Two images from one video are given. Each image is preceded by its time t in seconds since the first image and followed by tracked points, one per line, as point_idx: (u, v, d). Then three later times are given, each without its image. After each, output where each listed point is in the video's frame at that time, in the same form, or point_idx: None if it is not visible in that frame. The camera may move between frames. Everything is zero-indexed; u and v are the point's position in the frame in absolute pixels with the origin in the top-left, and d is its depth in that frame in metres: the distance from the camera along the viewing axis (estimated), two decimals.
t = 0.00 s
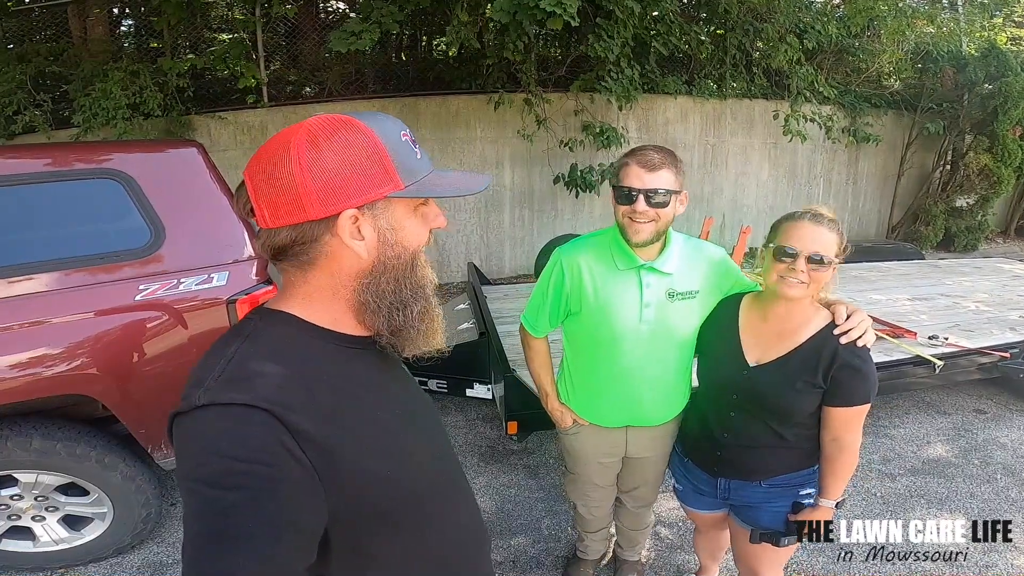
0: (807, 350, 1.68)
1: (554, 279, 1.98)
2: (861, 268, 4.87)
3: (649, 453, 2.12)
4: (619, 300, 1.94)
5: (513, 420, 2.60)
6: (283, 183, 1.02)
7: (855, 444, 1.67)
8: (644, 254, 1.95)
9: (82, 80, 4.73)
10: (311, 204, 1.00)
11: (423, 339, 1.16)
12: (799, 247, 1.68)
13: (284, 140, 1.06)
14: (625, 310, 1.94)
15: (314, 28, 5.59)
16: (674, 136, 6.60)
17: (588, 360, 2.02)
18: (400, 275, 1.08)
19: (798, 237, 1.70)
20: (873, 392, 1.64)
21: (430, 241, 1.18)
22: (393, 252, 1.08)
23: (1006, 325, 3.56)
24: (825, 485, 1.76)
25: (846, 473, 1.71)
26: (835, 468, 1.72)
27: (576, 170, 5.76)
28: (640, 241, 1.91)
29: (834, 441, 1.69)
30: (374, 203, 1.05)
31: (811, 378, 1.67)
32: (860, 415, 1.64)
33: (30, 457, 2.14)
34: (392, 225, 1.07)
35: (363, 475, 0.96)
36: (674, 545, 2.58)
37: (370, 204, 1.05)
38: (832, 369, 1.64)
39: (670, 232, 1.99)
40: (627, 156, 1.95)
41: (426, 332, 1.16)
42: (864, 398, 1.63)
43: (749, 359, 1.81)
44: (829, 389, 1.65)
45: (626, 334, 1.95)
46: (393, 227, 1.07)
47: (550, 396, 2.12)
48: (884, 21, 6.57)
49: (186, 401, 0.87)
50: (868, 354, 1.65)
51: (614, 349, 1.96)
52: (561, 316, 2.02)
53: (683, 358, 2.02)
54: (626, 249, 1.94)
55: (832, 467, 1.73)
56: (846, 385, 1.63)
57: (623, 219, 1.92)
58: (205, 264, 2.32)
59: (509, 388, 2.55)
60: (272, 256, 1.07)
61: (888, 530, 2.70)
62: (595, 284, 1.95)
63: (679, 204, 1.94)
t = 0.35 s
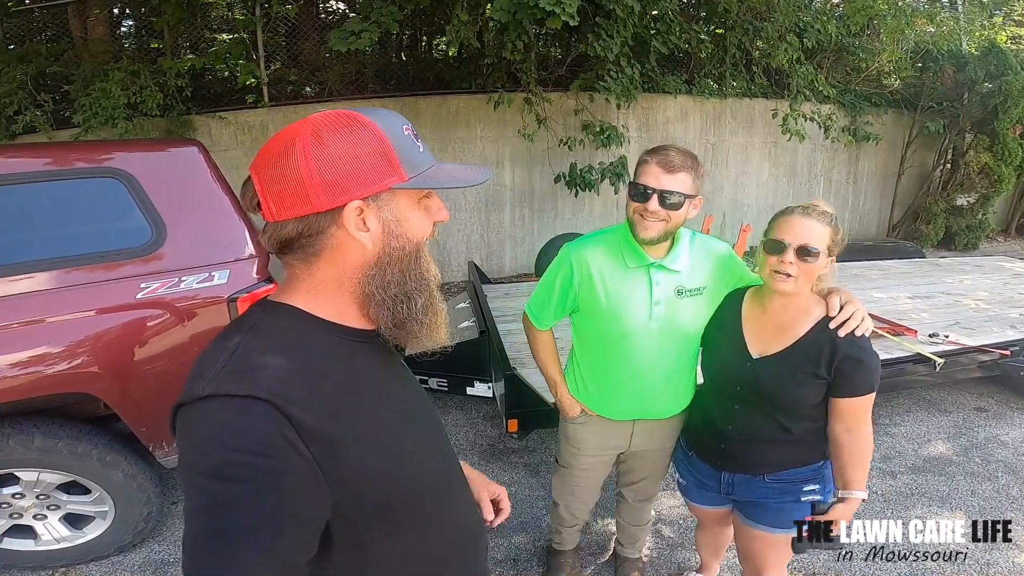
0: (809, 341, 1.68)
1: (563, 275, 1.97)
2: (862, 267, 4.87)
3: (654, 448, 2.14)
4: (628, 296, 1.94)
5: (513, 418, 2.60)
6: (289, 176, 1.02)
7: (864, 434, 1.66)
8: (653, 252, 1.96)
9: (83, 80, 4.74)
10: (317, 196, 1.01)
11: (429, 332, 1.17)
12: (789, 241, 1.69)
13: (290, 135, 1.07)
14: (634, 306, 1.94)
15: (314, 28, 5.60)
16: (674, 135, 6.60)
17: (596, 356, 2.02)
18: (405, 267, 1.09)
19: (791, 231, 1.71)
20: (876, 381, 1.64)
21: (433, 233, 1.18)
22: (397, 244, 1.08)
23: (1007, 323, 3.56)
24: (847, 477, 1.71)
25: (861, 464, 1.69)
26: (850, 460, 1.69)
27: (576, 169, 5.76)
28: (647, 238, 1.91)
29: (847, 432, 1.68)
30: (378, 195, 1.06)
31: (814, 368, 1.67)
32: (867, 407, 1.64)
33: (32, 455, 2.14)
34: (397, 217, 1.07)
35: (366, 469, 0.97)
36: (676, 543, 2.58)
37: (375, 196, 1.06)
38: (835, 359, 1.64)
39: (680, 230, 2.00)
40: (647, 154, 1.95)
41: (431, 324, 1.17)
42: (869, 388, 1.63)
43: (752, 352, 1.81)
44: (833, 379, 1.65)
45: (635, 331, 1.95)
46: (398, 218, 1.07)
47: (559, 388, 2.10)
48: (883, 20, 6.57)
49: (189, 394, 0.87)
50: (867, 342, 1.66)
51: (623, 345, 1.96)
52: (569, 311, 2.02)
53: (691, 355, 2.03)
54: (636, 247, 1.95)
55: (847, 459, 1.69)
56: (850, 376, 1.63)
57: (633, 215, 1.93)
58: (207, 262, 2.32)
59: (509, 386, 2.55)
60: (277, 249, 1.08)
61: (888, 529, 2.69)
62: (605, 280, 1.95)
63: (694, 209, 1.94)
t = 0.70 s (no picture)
0: (815, 339, 1.70)
1: (550, 271, 1.98)
2: (864, 266, 4.86)
3: (644, 445, 2.13)
4: (614, 292, 1.95)
5: (513, 418, 2.61)
6: (292, 172, 1.03)
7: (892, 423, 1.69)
8: (639, 248, 1.97)
9: (85, 80, 4.76)
10: (319, 192, 1.01)
11: (427, 331, 1.19)
12: (784, 240, 1.69)
13: (293, 133, 1.07)
14: (620, 302, 1.95)
15: (315, 28, 5.61)
16: (675, 134, 6.59)
17: (583, 352, 2.02)
18: (406, 264, 1.10)
19: (785, 229, 1.70)
20: (886, 377, 1.68)
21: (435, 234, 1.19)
22: (398, 243, 1.09)
23: (1009, 323, 3.55)
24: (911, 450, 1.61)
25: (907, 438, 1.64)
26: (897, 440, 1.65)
27: (577, 169, 5.76)
28: (633, 233, 1.92)
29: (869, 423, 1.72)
30: (382, 192, 1.06)
31: (824, 367, 1.70)
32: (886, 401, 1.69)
33: (34, 455, 2.15)
34: (399, 215, 1.08)
35: (364, 468, 0.97)
36: (676, 543, 2.58)
37: (377, 193, 1.06)
38: (845, 356, 1.67)
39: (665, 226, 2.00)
40: (631, 152, 1.98)
41: (430, 323, 1.18)
42: (883, 384, 1.66)
43: (757, 351, 1.80)
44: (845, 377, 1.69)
45: (620, 326, 1.95)
46: (400, 216, 1.08)
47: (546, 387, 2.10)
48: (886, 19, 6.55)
49: (187, 393, 0.87)
50: (870, 335, 1.68)
51: (609, 341, 1.97)
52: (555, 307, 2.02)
53: (678, 352, 2.02)
54: (621, 243, 1.95)
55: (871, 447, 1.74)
56: (859, 370, 1.67)
57: (620, 210, 1.94)
58: (208, 262, 2.33)
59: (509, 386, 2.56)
60: (279, 248, 1.08)
61: (888, 528, 2.69)
62: (590, 276, 1.95)
63: (677, 203, 1.97)
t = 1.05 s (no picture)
0: (811, 337, 1.70)
1: (551, 268, 1.98)
2: (865, 266, 4.85)
3: (645, 445, 2.12)
4: (615, 290, 1.95)
5: (513, 417, 2.61)
6: (267, 174, 1.06)
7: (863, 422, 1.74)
8: (641, 245, 1.96)
9: (87, 80, 4.77)
10: (286, 191, 1.03)
11: (422, 331, 1.15)
12: (784, 239, 1.68)
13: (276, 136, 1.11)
14: (621, 299, 1.94)
15: (316, 28, 5.61)
16: (676, 133, 6.58)
17: (584, 350, 2.02)
18: (388, 262, 1.06)
19: (781, 228, 1.71)
20: (874, 375, 1.69)
21: (425, 233, 1.16)
22: (377, 240, 1.07)
23: (1011, 322, 3.55)
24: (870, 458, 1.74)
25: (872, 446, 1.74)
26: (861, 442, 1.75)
27: (578, 169, 5.75)
28: (637, 231, 1.92)
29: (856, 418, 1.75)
30: (353, 189, 1.05)
31: (819, 365, 1.69)
32: (864, 397, 1.72)
33: (35, 453, 2.16)
34: (372, 212, 1.06)
35: (361, 466, 0.97)
36: (676, 542, 2.58)
37: (348, 189, 1.05)
38: (839, 354, 1.67)
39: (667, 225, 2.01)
40: (627, 149, 1.98)
41: (424, 324, 1.14)
42: (868, 379, 1.68)
43: (753, 350, 1.80)
44: (838, 375, 1.68)
45: (621, 324, 1.95)
46: (376, 213, 1.06)
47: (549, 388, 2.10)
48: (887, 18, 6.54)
49: (185, 391, 0.87)
50: (864, 332, 1.69)
51: (610, 339, 1.96)
52: (557, 306, 2.02)
53: (679, 350, 2.02)
54: (622, 240, 1.95)
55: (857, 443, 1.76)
56: (850, 367, 1.67)
57: (621, 209, 1.94)
58: (209, 261, 2.33)
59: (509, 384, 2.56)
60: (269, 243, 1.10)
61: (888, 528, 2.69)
62: (592, 274, 1.95)
63: (677, 198, 1.97)
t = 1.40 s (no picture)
0: (802, 348, 1.67)
1: (550, 273, 1.97)
2: (868, 269, 4.83)
3: (645, 451, 2.11)
4: (614, 295, 1.94)
5: (513, 421, 2.60)
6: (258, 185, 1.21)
7: (851, 437, 1.66)
8: (639, 250, 1.96)
9: (90, 81, 4.78)
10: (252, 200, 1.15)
11: (365, 349, 1.06)
12: (785, 245, 1.67)
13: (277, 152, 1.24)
14: (620, 305, 1.93)
15: (319, 29, 5.61)
16: (679, 136, 6.57)
17: (583, 355, 2.01)
18: (311, 267, 1.06)
19: (782, 233, 1.70)
20: (872, 387, 1.63)
21: (370, 244, 1.10)
22: (305, 246, 1.08)
23: (1014, 327, 3.52)
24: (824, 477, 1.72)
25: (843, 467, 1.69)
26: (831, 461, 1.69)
27: (580, 171, 5.74)
28: (636, 232, 1.91)
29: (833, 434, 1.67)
30: (283, 195, 1.08)
31: (810, 376, 1.66)
32: (860, 411, 1.64)
33: (34, 455, 2.15)
34: (299, 217, 1.08)
35: (357, 473, 0.97)
36: (675, 547, 2.57)
37: (282, 196, 1.08)
38: (830, 365, 1.63)
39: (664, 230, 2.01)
40: (618, 152, 1.98)
41: (354, 343, 1.05)
42: (864, 393, 1.62)
43: (746, 360, 1.80)
44: (829, 387, 1.64)
45: (621, 330, 1.94)
46: (301, 218, 1.08)
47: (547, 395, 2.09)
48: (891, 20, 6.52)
49: (178, 398, 0.86)
50: (860, 344, 1.65)
51: (609, 345, 1.95)
52: (555, 311, 2.01)
53: (679, 356, 2.00)
54: (620, 245, 1.95)
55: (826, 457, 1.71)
56: (845, 379, 1.62)
57: (617, 212, 1.95)
58: (208, 264, 2.33)
59: (508, 388, 2.55)
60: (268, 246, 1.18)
61: (889, 530, 2.68)
62: (591, 279, 1.94)
63: (672, 198, 1.96)
